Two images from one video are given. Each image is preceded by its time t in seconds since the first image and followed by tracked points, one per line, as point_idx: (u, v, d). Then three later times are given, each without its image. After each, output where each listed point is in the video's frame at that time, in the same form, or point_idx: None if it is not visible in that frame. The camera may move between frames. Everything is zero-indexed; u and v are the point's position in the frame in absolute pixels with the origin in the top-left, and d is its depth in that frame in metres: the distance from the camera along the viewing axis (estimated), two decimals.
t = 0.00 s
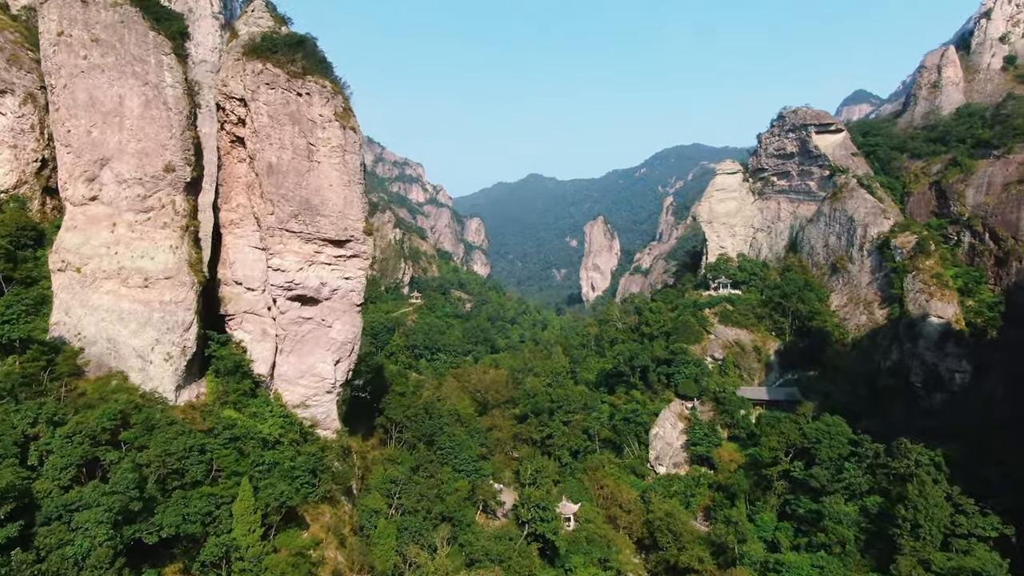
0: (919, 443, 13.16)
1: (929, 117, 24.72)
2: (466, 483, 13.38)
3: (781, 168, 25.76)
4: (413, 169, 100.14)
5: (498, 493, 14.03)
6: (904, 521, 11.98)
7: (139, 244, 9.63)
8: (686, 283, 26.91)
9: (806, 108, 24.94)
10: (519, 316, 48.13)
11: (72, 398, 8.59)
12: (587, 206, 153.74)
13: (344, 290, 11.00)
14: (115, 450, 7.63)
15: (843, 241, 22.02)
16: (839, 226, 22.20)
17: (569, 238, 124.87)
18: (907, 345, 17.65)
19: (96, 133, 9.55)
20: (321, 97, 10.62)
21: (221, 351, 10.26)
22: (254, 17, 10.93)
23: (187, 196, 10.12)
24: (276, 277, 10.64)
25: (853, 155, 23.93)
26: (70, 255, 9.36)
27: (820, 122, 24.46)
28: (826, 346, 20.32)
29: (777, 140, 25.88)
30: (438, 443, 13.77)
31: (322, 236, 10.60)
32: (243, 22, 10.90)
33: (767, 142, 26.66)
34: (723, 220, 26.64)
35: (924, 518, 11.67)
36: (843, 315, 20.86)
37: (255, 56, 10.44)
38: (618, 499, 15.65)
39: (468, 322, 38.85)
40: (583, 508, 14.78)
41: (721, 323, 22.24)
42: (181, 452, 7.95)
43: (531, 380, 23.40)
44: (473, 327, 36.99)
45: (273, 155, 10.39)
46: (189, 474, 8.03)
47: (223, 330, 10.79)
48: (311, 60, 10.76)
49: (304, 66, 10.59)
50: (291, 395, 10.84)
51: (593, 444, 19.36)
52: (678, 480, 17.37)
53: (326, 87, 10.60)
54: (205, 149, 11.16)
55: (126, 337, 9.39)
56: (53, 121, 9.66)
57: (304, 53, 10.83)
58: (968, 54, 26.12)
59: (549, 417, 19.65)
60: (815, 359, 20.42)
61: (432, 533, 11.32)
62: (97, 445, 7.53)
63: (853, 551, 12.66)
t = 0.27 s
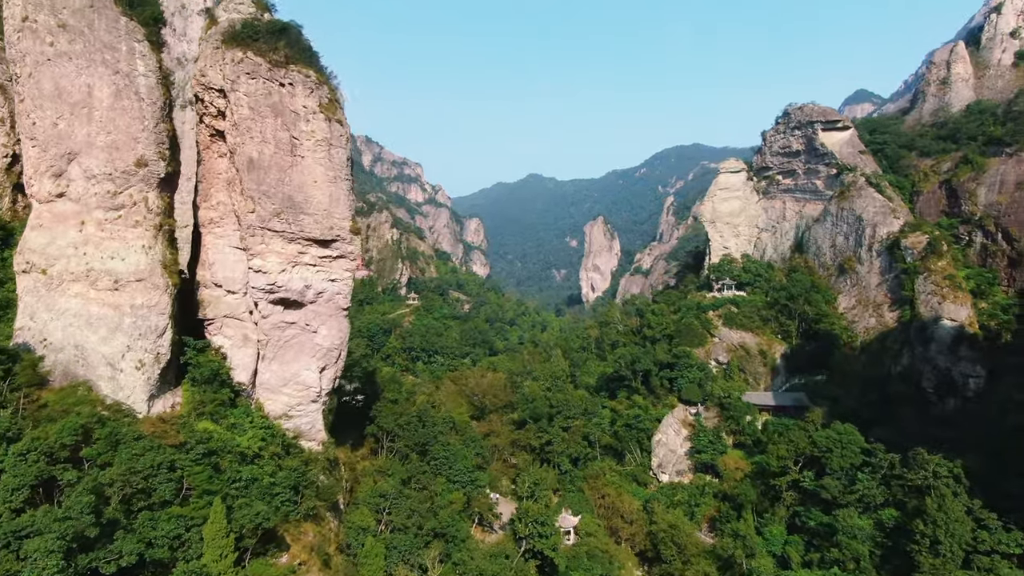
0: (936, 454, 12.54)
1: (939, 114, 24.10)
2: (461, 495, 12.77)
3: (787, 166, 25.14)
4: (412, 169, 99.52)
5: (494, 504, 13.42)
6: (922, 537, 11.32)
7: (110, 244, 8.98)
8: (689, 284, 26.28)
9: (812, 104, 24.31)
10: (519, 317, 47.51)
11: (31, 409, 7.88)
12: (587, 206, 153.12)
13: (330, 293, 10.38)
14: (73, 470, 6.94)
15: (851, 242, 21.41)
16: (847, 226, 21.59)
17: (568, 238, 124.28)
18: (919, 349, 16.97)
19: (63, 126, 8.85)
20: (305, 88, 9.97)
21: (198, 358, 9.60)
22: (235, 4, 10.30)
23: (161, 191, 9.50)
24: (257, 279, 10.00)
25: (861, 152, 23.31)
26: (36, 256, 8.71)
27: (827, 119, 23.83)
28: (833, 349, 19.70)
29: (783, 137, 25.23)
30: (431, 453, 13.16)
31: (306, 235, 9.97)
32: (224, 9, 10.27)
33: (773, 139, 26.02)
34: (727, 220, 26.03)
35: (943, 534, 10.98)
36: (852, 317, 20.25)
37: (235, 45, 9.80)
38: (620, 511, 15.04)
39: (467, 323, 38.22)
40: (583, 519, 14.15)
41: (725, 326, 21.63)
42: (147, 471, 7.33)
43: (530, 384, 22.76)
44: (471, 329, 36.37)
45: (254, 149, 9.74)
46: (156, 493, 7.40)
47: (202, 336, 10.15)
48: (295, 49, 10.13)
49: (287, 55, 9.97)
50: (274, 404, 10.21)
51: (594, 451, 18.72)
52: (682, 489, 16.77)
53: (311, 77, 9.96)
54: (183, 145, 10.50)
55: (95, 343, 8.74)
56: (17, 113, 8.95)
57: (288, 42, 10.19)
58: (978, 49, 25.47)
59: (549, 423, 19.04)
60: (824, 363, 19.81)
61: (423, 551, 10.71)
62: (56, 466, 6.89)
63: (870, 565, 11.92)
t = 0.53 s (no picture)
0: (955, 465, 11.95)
1: (948, 111, 23.50)
2: (455, 508, 12.22)
3: (792, 164, 24.52)
4: (410, 169, 98.86)
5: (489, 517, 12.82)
6: (945, 554, 10.68)
7: (75, 245, 8.20)
8: (691, 285, 25.65)
9: (819, 101, 23.70)
10: (517, 318, 46.90)
11: None
12: (586, 206, 152.51)
13: (314, 296, 9.86)
14: (24, 494, 6.35)
15: (859, 242, 20.79)
16: (855, 225, 20.98)
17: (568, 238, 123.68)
18: (932, 354, 16.39)
19: (23, 116, 7.96)
20: (287, 77, 9.33)
21: (174, 367, 8.83)
22: None
23: (131, 186, 8.72)
24: (235, 282, 9.36)
25: (868, 150, 22.71)
26: None
27: (834, 116, 23.22)
28: (842, 353, 19.08)
29: (788, 135, 24.60)
30: (424, 464, 12.57)
31: (288, 235, 9.38)
32: None
33: (777, 137, 25.38)
34: (730, 219, 25.40)
35: (966, 550, 10.34)
36: (860, 320, 19.63)
37: (212, 31, 9.17)
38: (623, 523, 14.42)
39: (464, 324, 37.58)
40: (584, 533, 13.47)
41: (730, 328, 20.97)
42: (108, 492, 6.74)
43: (529, 388, 22.11)
44: (468, 330, 35.71)
45: (232, 142, 9.08)
46: (116, 517, 6.78)
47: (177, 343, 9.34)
48: (276, 36, 9.51)
49: (268, 42, 9.35)
50: (253, 415, 9.56)
51: (595, 458, 18.11)
52: (686, 499, 16.14)
53: (292, 65, 9.33)
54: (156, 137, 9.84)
55: (58, 350, 7.98)
56: None
57: (269, 28, 9.57)
58: (987, 45, 24.88)
59: (548, 429, 18.38)
60: (830, 368, 19.18)
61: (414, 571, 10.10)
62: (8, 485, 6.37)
63: None
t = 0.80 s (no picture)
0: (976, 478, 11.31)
1: (958, 107, 22.87)
2: (449, 523, 11.62)
3: (798, 162, 23.88)
4: (409, 169, 98.23)
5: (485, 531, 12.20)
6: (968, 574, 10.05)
7: (33, 245, 7.59)
8: (695, 286, 25.02)
9: (826, 97, 23.05)
10: (517, 319, 46.25)
11: None
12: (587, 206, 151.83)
13: (295, 300, 9.15)
14: None
15: (868, 242, 20.18)
16: (863, 225, 20.36)
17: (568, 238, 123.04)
18: (945, 358, 15.70)
19: None
20: (266, 65, 8.69)
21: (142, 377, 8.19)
22: None
23: (96, 182, 8.04)
24: (210, 285, 8.65)
25: (877, 147, 22.09)
26: None
27: (841, 112, 22.57)
28: (851, 356, 18.37)
29: (794, 131, 23.94)
30: (416, 476, 11.95)
31: (266, 234, 8.71)
32: None
33: (783, 133, 24.72)
34: (734, 219, 24.78)
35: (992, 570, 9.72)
36: (870, 322, 19.01)
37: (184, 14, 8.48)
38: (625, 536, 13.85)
39: (463, 326, 36.94)
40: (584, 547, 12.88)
41: (735, 331, 20.35)
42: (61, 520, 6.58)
43: (527, 392, 21.48)
44: (466, 332, 35.06)
45: (206, 134, 8.44)
46: (69, 546, 6.65)
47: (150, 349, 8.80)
48: (255, 20, 8.86)
49: (245, 27, 8.72)
50: (231, 427, 8.91)
51: (595, 466, 17.40)
52: (691, 509, 15.52)
53: (271, 52, 8.69)
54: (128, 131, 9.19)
55: (16, 360, 7.47)
56: None
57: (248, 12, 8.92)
58: (999, 39, 24.23)
59: (547, 436, 17.76)
60: (841, 373, 18.43)
61: None
62: None
63: None
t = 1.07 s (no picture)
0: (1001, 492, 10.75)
1: (969, 103, 22.22)
2: (441, 540, 10.97)
3: (804, 160, 23.24)
4: (407, 168, 97.60)
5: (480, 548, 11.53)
6: None
7: None
8: (697, 288, 24.37)
9: (833, 92, 22.44)
10: (515, 320, 45.58)
11: None
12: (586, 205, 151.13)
13: (272, 305, 8.43)
14: None
15: (878, 242, 19.56)
16: (873, 224, 19.74)
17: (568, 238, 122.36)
18: (960, 362, 15.12)
19: None
20: (241, 50, 8.03)
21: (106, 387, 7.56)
22: None
23: (55, 176, 7.37)
24: (180, 288, 7.96)
25: (886, 144, 21.46)
26: None
27: (849, 108, 21.96)
28: (861, 362, 17.74)
29: (800, 128, 23.31)
30: (407, 490, 11.29)
31: (241, 234, 8.05)
32: None
33: (788, 130, 24.08)
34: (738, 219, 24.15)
35: None
36: (881, 325, 18.35)
37: None
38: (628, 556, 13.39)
39: (460, 327, 36.27)
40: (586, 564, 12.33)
41: (740, 334, 19.72)
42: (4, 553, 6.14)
43: (525, 397, 20.82)
44: (464, 333, 34.38)
45: (176, 125, 7.80)
46: None
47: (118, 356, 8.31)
48: (229, 3, 8.20)
49: (218, 10, 8.06)
50: (204, 441, 8.24)
51: (596, 474, 16.82)
52: (696, 519, 14.88)
53: (246, 36, 8.04)
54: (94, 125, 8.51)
55: None
56: None
57: None
58: (1010, 34, 23.58)
59: (546, 442, 17.14)
60: (848, 377, 17.84)
61: None
62: None
63: None
